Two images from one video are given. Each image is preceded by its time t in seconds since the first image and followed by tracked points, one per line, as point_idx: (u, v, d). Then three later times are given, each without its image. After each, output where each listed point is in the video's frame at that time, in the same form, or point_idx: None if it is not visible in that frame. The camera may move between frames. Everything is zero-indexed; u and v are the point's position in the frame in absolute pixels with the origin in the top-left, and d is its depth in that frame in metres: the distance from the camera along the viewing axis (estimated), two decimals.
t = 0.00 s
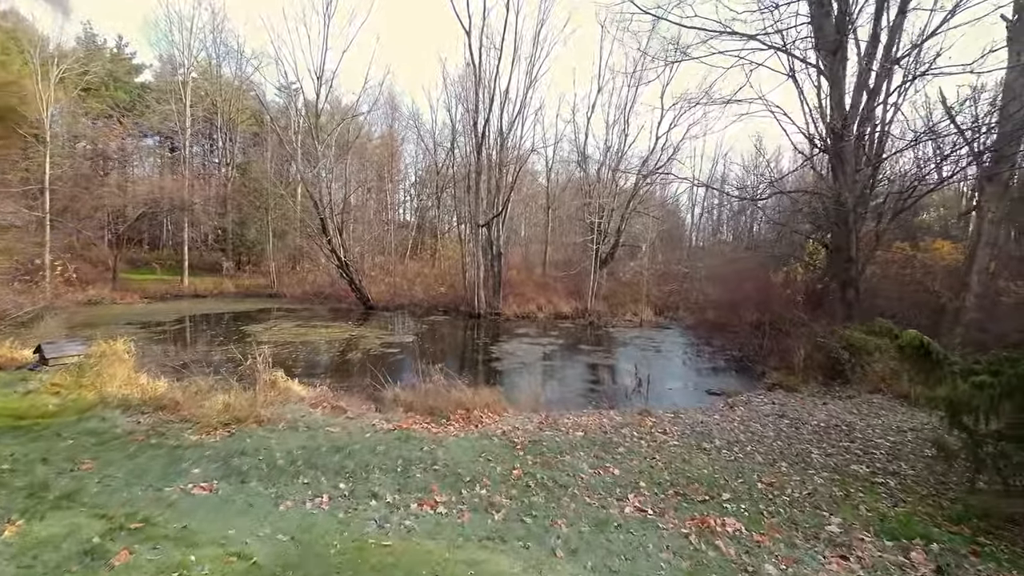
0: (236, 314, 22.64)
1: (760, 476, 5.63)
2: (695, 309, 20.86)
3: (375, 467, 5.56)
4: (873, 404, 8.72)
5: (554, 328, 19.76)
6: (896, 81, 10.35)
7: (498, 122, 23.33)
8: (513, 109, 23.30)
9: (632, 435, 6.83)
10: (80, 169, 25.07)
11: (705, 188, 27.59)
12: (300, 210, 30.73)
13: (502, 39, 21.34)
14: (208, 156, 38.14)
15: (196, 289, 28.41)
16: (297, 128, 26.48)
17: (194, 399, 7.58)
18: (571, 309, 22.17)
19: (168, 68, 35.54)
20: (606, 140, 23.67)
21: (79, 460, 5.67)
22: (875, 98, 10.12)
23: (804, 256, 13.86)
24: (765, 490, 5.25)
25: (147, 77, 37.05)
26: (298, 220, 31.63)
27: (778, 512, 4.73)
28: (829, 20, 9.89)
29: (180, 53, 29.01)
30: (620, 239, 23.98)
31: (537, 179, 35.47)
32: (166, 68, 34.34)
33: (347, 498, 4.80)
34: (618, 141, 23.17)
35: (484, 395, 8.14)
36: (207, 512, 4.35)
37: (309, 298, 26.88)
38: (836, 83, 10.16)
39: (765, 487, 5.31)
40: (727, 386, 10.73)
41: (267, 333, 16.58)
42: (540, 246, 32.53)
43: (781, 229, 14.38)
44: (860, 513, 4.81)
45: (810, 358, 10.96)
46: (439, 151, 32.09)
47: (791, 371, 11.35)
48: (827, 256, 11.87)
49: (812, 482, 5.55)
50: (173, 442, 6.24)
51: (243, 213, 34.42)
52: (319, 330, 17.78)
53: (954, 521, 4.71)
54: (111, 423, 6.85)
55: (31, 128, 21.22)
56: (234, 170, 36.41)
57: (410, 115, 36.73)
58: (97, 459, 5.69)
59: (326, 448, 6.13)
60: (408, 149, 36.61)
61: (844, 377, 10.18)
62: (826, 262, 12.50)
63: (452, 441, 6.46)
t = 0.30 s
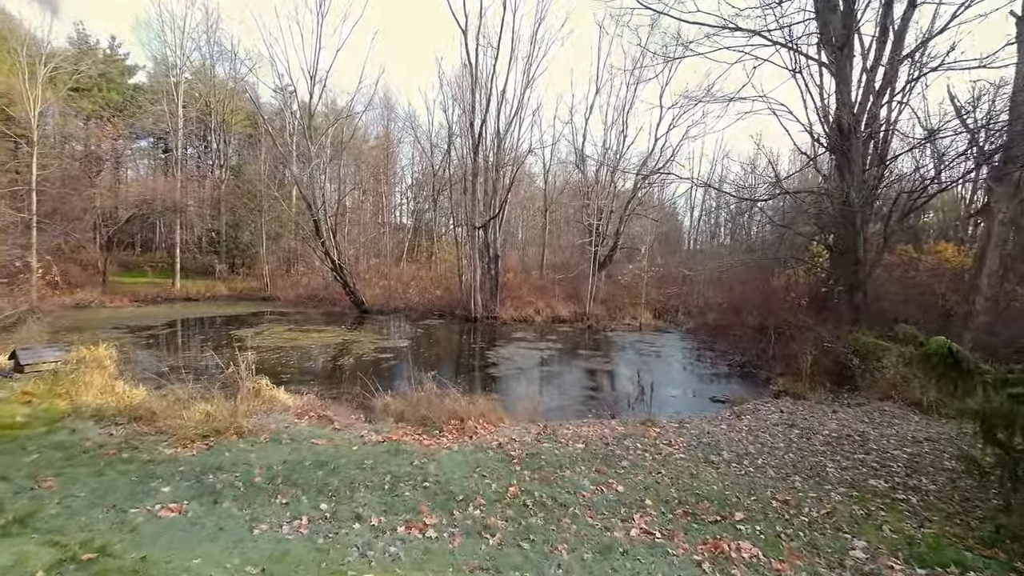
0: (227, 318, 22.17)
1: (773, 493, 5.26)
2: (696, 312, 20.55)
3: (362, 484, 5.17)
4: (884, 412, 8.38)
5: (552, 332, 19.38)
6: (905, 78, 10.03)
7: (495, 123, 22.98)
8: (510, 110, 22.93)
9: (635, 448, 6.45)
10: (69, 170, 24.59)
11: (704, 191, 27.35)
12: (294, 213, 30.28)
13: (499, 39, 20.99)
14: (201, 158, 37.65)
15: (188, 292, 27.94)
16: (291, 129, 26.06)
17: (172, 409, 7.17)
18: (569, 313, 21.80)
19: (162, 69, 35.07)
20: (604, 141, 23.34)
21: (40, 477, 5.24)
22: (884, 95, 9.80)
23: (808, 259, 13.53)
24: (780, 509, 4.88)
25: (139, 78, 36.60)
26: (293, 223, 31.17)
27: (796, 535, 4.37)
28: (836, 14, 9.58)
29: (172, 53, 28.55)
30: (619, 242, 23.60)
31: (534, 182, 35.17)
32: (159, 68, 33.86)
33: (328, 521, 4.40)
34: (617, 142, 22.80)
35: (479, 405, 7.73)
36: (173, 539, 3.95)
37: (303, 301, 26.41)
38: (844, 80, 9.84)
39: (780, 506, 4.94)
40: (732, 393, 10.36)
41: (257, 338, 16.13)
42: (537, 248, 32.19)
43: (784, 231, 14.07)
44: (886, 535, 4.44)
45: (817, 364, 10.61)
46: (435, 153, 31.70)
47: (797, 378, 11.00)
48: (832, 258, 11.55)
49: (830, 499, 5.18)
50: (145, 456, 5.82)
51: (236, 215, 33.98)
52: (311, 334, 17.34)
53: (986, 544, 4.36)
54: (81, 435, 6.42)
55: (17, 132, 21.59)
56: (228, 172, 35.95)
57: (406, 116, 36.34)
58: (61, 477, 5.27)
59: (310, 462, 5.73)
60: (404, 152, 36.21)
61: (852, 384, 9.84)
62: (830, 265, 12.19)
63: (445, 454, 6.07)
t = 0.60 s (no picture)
0: (219, 320, 21.74)
1: (791, 510, 4.90)
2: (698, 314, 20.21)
3: (347, 502, 4.78)
4: (898, 419, 8.03)
5: (551, 335, 19.02)
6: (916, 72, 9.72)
7: (493, 122, 22.63)
8: (508, 108, 22.57)
9: (641, 459, 6.08)
10: (60, 169, 24.14)
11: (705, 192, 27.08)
12: (289, 213, 29.88)
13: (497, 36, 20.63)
14: (195, 158, 37.20)
15: (182, 294, 27.53)
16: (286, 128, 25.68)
17: (150, 419, 6.76)
18: (568, 315, 21.45)
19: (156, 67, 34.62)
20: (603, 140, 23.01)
21: None
22: (896, 89, 9.46)
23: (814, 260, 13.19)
24: (801, 530, 4.51)
25: (132, 77, 36.16)
26: (288, 224, 30.77)
27: (820, 560, 3.99)
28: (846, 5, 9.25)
29: (166, 50, 28.12)
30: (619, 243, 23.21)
31: (534, 183, 34.84)
32: (153, 67, 33.44)
33: (308, 545, 4.02)
34: (617, 141, 22.42)
35: (475, 412, 7.35)
36: (133, 567, 3.55)
37: (298, 303, 25.99)
38: (853, 74, 9.53)
39: (800, 526, 4.57)
40: (738, 398, 10.00)
41: (249, 341, 15.71)
42: (535, 250, 31.84)
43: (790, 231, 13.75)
44: (918, 560, 4.07)
45: (826, 369, 10.26)
46: (432, 153, 31.35)
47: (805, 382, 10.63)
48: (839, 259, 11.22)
49: (851, 518, 4.82)
50: (117, 470, 5.41)
51: (231, 216, 33.59)
52: (305, 337, 16.94)
53: None
54: (50, 447, 6.00)
55: (7, 131, 21.32)
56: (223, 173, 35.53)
57: (403, 116, 35.98)
58: (22, 493, 4.86)
59: (293, 477, 5.34)
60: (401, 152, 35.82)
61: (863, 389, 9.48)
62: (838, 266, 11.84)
63: (439, 468, 5.69)
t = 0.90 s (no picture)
0: (212, 323, 21.31)
1: (812, 531, 4.53)
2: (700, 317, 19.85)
3: (332, 523, 4.39)
4: (915, 427, 7.66)
5: (550, 338, 18.66)
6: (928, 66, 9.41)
7: (491, 121, 22.27)
8: (507, 107, 22.19)
9: (649, 473, 5.70)
10: (51, 168, 23.69)
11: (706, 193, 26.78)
12: (285, 214, 29.47)
13: (495, 33, 20.27)
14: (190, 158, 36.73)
15: (176, 296, 27.12)
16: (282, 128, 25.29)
17: (126, 429, 6.37)
18: (568, 318, 21.08)
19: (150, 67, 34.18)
20: (603, 139, 22.65)
21: None
22: (907, 84, 9.15)
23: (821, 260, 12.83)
24: (826, 553, 4.14)
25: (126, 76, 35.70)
26: (284, 225, 30.36)
27: None
28: None
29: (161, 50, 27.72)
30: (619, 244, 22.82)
31: (533, 184, 34.48)
32: (148, 66, 32.99)
33: (285, 574, 3.63)
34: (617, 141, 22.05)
35: (471, 421, 6.97)
36: None
37: (294, 305, 25.55)
38: (863, 68, 9.22)
39: (824, 549, 4.20)
40: (745, 405, 9.63)
41: (240, 344, 15.30)
42: (534, 251, 31.47)
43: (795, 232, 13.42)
44: None
45: (836, 374, 9.91)
46: (430, 154, 30.99)
47: (814, 388, 10.28)
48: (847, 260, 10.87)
49: (877, 539, 4.45)
50: (84, 486, 5.02)
51: (226, 216, 33.18)
52: (298, 340, 16.53)
53: None
54: (15, 460, 5.58)
55: None
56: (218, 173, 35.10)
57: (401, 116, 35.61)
58: None
59: (274, 494, 4.96)
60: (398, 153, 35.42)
61: (875, 396, 9.13)
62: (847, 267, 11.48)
63: (432, 483, 5.31)
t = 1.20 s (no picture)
0: (206, 326, 20.90)
1: (838, 555, 4.15)
2: (703, 320, 19.49)
3: (313, 549, 4.01)
4: (936, 437, 7.27)
5: (551, 342, 18.29)
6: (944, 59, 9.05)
7: (490, 121, 21.94)
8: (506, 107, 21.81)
9: (657, 490, 5.32)
10: (43, 168, 23.25)
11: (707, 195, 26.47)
12: (282, 216, 29.10)
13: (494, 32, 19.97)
14: (186, 160, 36.38)
15: (170, 299, 26.76)
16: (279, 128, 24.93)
17: (100, 441, 5.99)
18: (569, 321, 20.71)
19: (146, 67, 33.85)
20: (604, 140, 22.30)
21: None
22: (924, 78, 8.79)
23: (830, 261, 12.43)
24: None
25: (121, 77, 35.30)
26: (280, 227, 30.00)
27: None
28: None
29: (156, 50, 27.38)
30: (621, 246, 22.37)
31: (532, 186, 34.15)
32: (144, 66, 32.65)
33: None
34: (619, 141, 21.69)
35: (469, 431, 6.59)
36: None
37: (290, 308, 25.17)
38: (876, 61, 8.87)
39: None
40: (753, 412, 9.25)
41: (232, 348, 14.92)
42: (534, 254, 31.11)
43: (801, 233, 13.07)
44: None
45: (848, 380, 9.53)
46: (428, 155, 30.65)
47: (825, 395, 9.90)
48: (858, 262, 10.50)
49: (910, 566, 4.07)
50: (47, 505, 4.64)
51: (223, 218, 32.84)
52: (293, 344, 16.15)
53: None
54: None
55: None
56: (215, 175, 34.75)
57: (399, 118, 35.25)
58: None
59: (253, 514, 4.57)
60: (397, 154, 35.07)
61: (891, 403, 8.75)
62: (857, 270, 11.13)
63: (424, 501, 4.92)
